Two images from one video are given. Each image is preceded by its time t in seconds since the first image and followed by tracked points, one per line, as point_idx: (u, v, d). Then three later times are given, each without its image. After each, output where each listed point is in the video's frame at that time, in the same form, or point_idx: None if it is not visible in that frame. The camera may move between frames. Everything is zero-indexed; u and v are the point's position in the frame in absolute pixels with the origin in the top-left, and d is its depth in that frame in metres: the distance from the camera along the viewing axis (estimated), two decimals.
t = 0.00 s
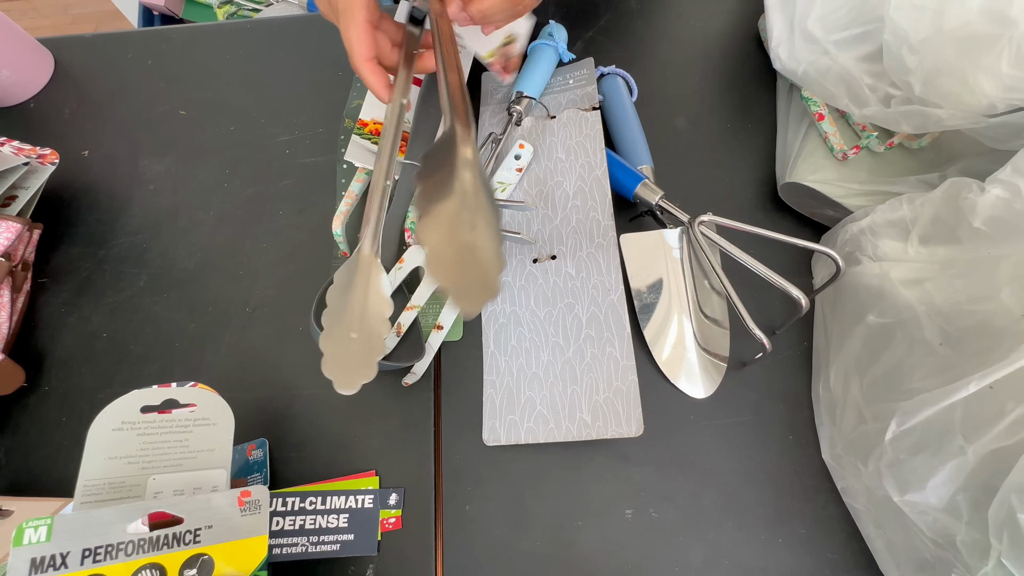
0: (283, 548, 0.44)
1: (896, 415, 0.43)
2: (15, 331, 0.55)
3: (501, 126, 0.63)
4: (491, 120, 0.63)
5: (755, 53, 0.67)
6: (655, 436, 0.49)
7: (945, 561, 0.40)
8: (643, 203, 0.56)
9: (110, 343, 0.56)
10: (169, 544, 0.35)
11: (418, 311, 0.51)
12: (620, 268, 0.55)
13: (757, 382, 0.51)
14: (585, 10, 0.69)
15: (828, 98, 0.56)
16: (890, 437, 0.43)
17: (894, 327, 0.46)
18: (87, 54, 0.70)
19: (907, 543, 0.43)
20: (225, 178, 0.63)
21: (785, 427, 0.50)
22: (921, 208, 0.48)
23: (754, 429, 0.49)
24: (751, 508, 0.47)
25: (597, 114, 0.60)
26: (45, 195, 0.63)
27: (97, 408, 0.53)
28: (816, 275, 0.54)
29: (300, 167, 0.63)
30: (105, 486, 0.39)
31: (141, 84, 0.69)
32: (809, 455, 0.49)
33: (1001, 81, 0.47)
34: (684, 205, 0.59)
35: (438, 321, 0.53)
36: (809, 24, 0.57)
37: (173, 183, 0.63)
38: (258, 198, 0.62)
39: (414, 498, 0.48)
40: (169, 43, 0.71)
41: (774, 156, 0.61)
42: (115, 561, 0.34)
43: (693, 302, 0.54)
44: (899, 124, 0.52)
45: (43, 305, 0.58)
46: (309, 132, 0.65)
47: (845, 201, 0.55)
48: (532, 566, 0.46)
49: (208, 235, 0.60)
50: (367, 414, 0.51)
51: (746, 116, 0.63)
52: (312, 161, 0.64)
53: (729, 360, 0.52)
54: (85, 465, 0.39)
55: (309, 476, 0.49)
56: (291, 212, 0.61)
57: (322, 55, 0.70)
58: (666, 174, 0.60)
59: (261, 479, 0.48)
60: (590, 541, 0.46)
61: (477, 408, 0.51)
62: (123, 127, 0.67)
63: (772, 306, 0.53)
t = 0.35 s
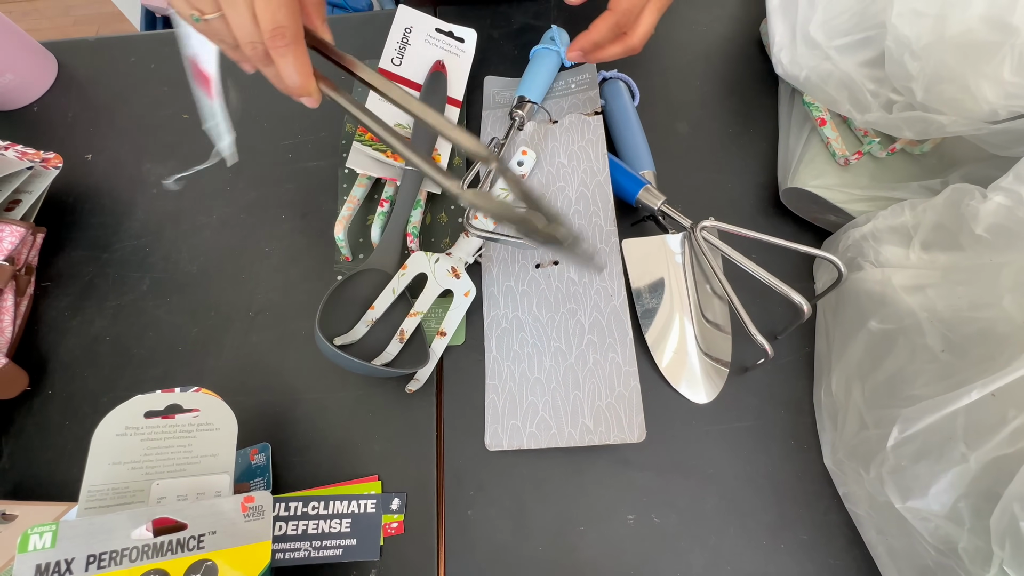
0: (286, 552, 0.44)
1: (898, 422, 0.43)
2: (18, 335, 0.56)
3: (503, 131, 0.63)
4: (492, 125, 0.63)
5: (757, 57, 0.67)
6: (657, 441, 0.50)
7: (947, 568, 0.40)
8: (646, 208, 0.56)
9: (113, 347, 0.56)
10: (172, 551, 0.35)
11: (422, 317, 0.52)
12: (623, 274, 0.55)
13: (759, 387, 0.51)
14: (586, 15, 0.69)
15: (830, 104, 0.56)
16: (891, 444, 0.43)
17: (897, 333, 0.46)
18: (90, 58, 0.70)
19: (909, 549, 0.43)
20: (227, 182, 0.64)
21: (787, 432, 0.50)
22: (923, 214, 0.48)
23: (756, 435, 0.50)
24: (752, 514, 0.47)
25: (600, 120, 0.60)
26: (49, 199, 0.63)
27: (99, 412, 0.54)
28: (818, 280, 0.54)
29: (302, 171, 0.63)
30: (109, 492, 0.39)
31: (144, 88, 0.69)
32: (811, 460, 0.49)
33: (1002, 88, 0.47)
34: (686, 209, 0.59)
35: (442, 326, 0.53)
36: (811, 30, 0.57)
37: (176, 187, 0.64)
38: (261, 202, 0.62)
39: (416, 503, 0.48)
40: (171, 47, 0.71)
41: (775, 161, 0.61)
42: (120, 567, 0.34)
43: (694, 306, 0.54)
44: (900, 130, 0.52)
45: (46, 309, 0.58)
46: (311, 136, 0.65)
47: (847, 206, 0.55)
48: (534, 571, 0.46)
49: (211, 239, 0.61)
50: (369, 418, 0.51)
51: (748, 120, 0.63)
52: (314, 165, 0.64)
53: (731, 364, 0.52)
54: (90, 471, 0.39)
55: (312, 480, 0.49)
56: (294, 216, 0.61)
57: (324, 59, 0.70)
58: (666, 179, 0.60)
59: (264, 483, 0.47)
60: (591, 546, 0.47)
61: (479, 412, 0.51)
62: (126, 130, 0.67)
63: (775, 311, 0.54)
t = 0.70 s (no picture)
0: (283, 553, 0.44)
1: (900, 423, 0.43)
2: (15, 334, 0.55)
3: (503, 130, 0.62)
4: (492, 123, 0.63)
5: (759, 56, 0.67)
6: (658, 442, 0.49)
7: (949, 570, 0.40)
8: (646, 207, 0.56)
9: (110, 346, 0.56)
10: (169, 552, 0.35)
11: (421, 316, 0.52)
12: (623, 274, 0.55)
13: (761, 388, 0.51)
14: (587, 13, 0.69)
15: (832, 103, 0.56)
16: (892, 445, 0.43)
17: (899, 333, 0.46)
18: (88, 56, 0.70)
19: (910, 551, 0.43)
20: (226, 180, 0.63)
21: (788, 433, 0.49)
22: (925, 214, 0.48)
23: (757, 435, 0.49)
24: (753, 515, 0.47)
25: (600, 118, 0.60)
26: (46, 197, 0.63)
27: (97, 411, 0.53)
28: (819, 281, 0.54)
29: (301, 170, 0.63)
30: (105, 492, 0.39)
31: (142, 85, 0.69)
32: (812, 461, 0.48)
33: (1006, 87, 0.46)
34: (687, 209, 0.58)
35: (441, 326, 0.53)
36: (813, 28, 0.56)
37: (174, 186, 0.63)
38: (259, 201, 0.62)
39: (415, 504, 0.47)
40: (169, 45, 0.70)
41: (777, 160, 0.61)
42: (116, 569, 0.34)
43: (695, 306, 0.54)
44: (903, 129, 0.52)
45: (44, 308, 0.58)
46: (311, 135, 0.65)
47: (848, 205, 0.54)
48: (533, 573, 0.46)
49: (209, 237, 0.60)
50: (368, 419, 0.50)
51: (749, 119, 0.63)
52: (313, 164, 0.63)
53: (731, 365, 0.52)
54: (85, 471, 0.39)
55: (310, 480, 0.49)
56: (293, 215, 0.61)
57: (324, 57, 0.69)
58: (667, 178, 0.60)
59: (261, 484, 0.47)
60: (591, 548, 0.46)
61: (479, 413, 0.50)
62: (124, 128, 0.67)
63: (776, 311, 0.53)
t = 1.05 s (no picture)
0: (280, 551, 0.44)
1: (900, 421, 0.43)
2: (10, 331, 0.55)
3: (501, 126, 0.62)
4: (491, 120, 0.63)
5: (759, 53, 0.66)
6: (656, 440, 0.49)
7: (949, 569, 0.40)
8: (646, 204, 0.55)
9: (107, 343, 0.56)
10: (164, 549, 0.34)
11: (419, 314, 0.51)
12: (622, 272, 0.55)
13: (760, 386, 0.51)
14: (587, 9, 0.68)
15: (832, 99, 0.55)
16: (892, 443, 0.43)
17: (900, 331, 0.46)
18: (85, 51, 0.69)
19: (910, 550, 0.42)
20: (223, 177, 0.63)
21: (787, 431, 0.49)
22: (926, 211, 0.48)
23: (757, 434, 0.49)
24: (751, 513, 0.47)
25: (599, 115, 0.60)
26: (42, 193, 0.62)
27: (93, 409, 0.53)
28: (819, 278, 0.54)
29: (299, 166, 0.63)
30: (100, 490, 0.38)
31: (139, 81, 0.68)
32: (812, 460, 0.48)
33: (1008, 83, 0.46)
34: (686, 206, 0.58)
35: (439, 324, 0.53)
36: (814, 25, 0.56)
37: (171, 182, 0.63)
38: (257, 198, 0.62)
39: (412, 502, 0.47)
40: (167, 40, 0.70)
41: (776, 158, 0.60)
42: (110, 566, 0.33)
43: (694, 304, 0.53)
44: (904, 126, 0.51)
45: (40, 305, 0.57)
46: (308, 131, 0.65)
47: (848, 203, 0.54)
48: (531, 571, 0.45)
49: (206, 234, 0.60)
50: (366, 416, 0.50)
51: (749, 117, 0.63)
52: (311, 161, 0.63)
53: (731, 363, 0.52)
54: (80, 469, 0.38)
55: (307, 478, 0.48)
56: (290, 212, 0.61)
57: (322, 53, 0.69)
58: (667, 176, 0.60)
59: (258, 481, 0.47)
60: (589, 546, 0.46)
61: (477, 411, 0.50)
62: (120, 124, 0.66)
63: (776, 309, 0.53)
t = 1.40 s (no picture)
0: (280, 547, 0.44)
1: (900, 418, 0.43)
2: (11, 328, 0.55)
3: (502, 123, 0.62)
4: (492, 117, 0.63)
5: (760, 51, 0.66)
6: (657, 437, 0.49)
7: (949, 566, 0.40)
8: (647, 202, 0.55)
9: (107, 340, 0.56)
10: (165, 545, 0.34)
11: (420, 310, 0.52)
12: (624, 269, 0.55)
13: (760, 383, 0.51)
14: (588, 6, 0.68)
15: (833, 97, 0.55)
16: (892, 440, 0.43)
17: (900, 328, 0.46)
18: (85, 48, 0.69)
19: (910, 547, 0.42)
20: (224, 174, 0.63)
21: (788, 429, 0.49)
22: (927, 209, 0.48)
23: (757, 431, 0.49)
24: (752, 511, 0.47)
25: (600, 112, 0.60)
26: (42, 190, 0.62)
27: (93, 406, 0.53)
28: (819, 276, 0.54)
29: (300, 163, 0.63)
30: (101, 485, 0.38)
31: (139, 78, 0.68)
32: (812, 457, 0.48)
33: (1009, 81, 0.46)
34: (687, 204, 0.58)
35: (439, 321, 0.53)
36: (815, 23, 0.56)
37: (172, 179, 0.63)
38: (258, 195, 0.62)
39: (412, 499, 0.47)
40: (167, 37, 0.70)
41: (777, 156, 0.60)
42: (111, 562, 0.33)
43: (695, 302, 0.54)
44: (905, 124, 0.51)
45: (40, 302, 0.57)
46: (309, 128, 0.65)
47: (849, 200, 0.54)
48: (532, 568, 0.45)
49: (207, 231, 0.60)
50: (366, 414, 0.50)
51: (750, 114, 0.63)
52: (312, 158, 0.63)
53: (731, 360, 0.52)
54: (81, 464, 0.38)
55: (307, 475, 0.48)
56: (291, 209, 0.61)
57: (323, 50, 0.69)
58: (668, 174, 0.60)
59: (259, 478, 0.47)
60: (590, 543, 0.46)
61: (478, 408, 0.50)
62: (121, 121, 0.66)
63: (776, 306, 0.53)
